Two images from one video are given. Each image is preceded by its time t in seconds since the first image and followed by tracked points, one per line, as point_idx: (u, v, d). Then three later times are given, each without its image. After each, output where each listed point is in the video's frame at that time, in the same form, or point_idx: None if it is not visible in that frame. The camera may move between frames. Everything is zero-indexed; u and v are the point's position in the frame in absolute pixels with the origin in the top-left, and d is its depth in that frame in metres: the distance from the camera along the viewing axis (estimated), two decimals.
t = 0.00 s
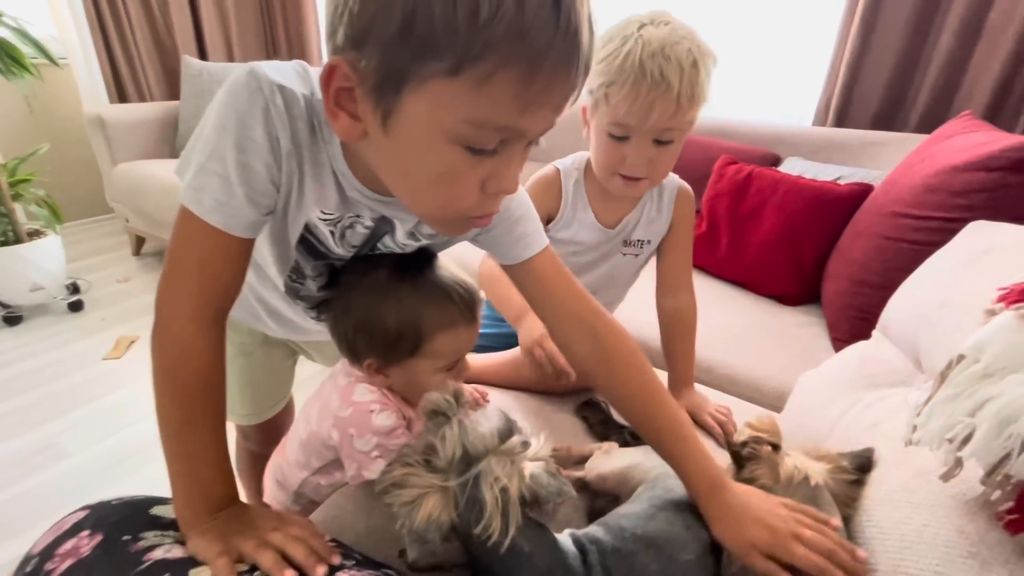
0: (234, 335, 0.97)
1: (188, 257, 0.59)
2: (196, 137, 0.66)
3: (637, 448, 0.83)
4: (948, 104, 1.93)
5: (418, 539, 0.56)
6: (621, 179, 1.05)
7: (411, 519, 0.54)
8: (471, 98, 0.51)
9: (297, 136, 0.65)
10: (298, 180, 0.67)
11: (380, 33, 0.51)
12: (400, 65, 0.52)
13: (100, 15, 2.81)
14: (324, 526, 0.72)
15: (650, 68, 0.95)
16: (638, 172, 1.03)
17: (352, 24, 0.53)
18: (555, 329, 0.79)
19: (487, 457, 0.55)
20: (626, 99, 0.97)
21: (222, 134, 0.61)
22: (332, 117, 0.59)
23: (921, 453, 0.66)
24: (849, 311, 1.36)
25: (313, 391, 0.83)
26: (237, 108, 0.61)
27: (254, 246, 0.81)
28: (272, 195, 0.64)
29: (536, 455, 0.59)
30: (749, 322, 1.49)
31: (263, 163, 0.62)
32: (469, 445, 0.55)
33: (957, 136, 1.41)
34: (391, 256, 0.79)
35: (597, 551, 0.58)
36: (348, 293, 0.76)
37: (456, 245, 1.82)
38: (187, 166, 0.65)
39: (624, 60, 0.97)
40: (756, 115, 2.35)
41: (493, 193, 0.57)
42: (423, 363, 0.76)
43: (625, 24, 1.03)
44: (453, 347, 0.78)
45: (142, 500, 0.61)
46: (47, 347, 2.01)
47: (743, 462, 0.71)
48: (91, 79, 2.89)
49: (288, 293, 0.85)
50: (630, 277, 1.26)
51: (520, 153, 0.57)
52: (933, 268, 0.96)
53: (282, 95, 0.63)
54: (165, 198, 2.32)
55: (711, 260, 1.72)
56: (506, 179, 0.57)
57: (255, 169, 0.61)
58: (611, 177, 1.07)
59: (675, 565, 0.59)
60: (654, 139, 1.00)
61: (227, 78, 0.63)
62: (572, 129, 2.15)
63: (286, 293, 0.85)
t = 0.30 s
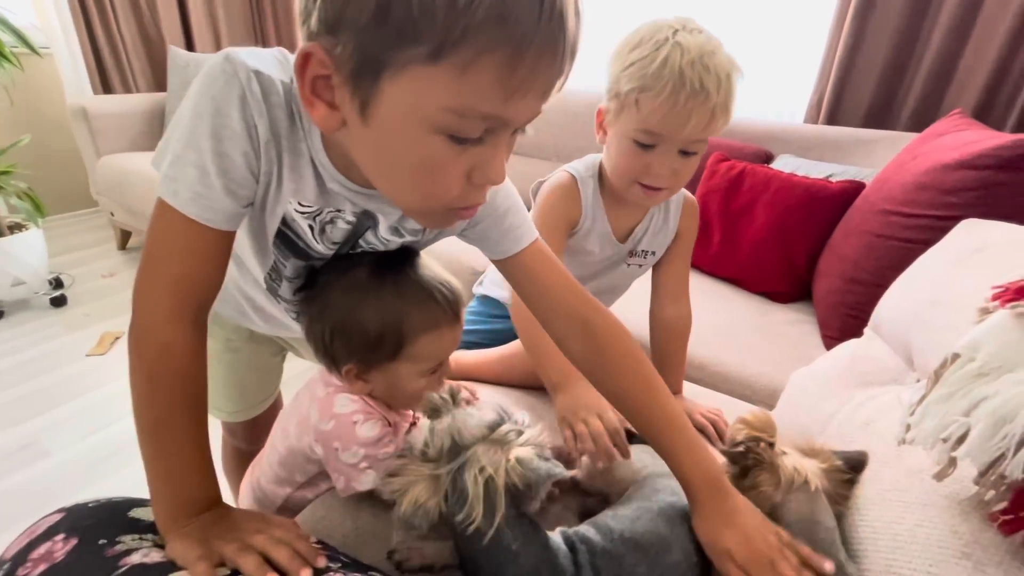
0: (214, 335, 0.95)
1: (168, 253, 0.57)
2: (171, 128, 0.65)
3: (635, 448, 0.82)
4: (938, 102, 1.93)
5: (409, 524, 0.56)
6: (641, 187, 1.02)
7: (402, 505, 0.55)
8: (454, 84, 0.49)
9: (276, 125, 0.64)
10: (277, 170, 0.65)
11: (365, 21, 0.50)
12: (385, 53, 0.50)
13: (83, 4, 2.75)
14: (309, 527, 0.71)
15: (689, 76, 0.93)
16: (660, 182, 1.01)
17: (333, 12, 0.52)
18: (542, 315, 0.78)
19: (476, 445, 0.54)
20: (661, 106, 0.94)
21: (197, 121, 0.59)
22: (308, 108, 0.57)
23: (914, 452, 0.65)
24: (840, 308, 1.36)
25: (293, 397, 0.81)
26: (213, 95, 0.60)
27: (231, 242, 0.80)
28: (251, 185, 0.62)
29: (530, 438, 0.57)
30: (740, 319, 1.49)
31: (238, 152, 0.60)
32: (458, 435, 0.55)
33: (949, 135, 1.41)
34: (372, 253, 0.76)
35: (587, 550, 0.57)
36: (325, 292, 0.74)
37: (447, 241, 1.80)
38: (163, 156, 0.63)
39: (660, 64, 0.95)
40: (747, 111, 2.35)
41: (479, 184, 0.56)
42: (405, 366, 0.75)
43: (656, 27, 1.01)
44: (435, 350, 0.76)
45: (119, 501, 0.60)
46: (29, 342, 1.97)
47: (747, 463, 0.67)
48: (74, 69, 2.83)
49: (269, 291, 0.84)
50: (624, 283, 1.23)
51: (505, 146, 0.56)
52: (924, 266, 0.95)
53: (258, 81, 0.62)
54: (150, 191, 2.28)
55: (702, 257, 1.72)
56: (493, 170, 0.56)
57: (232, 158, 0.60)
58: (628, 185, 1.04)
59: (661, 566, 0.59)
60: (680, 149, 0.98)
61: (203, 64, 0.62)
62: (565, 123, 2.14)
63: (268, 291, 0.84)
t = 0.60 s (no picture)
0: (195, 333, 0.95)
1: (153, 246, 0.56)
2: (147, 115, 0.64)
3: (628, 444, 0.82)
4: (930, 102, 1.94)
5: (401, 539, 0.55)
6: (660, 200, 1.01)
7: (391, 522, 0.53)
8: (428, 104, 0.49)
9: (252, 116, 0.62)
10: (254, 162, 0.64)
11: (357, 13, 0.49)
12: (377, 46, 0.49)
13: None
14: (300, 525, 0.71)
15: (719, 89, 0.91)
16: (679, 196, 0.99)
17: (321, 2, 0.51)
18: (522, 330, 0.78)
19: (460, 453, 0.53)
20: (687, 118, 0.92)
21: (170, 110, 0.59)
22: (280, 100, 0.56)
23: (906, 449, 0.66)
24: (833, 306, 1.37)
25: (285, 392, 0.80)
26: (187, 83, 0.59)
27: (213, 230, 0.80)
28: (227, 177, 0.62)
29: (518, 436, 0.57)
30: (733, 316, 1.49)
31: (213, 142, 0.59)
32: (439, 442, 0.54)
33: (942, 134, 1.41)
34: (355, 251, 0.75)
35: (583, 552, 0.57)
36: (308, 290, 0.73)
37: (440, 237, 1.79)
38: (139, 145, 0.62)
39: (690, 75, 0.92)
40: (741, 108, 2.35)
41: (451, 199, 0.55)
42: (388, 369, 0.74)
43: (685, 33, 0.98)
44: (420, 352, 0.75)
45: (104, 500, 0.59)
46: (16, 337, 1.95)
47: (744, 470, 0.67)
48: (61, 60, 2.79)
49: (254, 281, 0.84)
50: (625, 288, 1.22)
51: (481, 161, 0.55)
52: (915, 264, 0.95)
53: (234, 71, 0.61)
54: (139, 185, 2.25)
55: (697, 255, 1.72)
56: (465, 186, 0.55)
57: (207, 149, 0.59)
58: (647, 198, 1.01)
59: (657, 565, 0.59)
60: (703, 163, 0.96)
61: (178, 51, 0.61)
62: (559, 119, 2.13)
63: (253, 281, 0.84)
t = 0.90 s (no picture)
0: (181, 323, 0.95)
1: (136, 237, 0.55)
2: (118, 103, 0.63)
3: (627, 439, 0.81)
4: (926, 100, 1.94)
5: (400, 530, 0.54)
6: (660, 198, 1.00)
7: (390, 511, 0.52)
8: (378, 81, 0.47)
9: (222, 98, 0.61)
10: (226, 147, 0.63)
11: None
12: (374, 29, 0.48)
13: None
14: (293, 522, 0.70)
15: (724, 89, 0.91)
16: (678, 195, 0.98)
17: None
18: (496, 290, 0.76)
19: (460, 438, 0.52)
20: (690, 117, 0.91)
21: (137, 95, 0.58)
22: (235, 75, 0.54)
23: (906, 444, 0.65)
24: (829, 303, 1.36)
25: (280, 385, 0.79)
26: (153, 65, 0.58)
27: (191, 217, 0.79)
28: (200, 163, 0.60)
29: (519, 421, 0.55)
30: (730, 312, 1.49)
31: (182, 124, 0.58)
32: (438, 431, 0.53)
33: (938, 131, 1.41)
34: (339, 240, 0.74)
35: (585, 547, 0.57)
36: (299, 281, 0.72)
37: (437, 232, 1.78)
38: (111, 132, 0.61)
39: (694, 73, 0.92)
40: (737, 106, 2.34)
41: (415, 181, 0.53)
42: (384, 359, 0.73)
43: (693, 29, 0.97)
44: (415, 342, 0.74)
45: (93, 495, 0.58)
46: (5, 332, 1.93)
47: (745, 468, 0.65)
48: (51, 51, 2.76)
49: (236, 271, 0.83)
50: (623, 285, 1.21)
51: (444, 142, 0.52)
52: (913, 261, 0.95)
53: (200, 52, 0.59)
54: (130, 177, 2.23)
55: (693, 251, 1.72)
56: (428, 168, 0.52)
57: (179, 133, 0.58)
58: (644, 194, 1.01)
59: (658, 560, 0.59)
60: (704, 164, 0.96)
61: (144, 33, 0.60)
62: (556, 113, 2.12)
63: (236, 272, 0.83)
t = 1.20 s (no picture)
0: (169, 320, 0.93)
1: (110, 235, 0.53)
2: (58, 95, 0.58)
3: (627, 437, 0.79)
4: (921, 100, 1.95)
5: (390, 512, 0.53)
6: (646, 187, 0.99)
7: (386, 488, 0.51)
8: None
9: (176, 66, 0.59)
10: (190, 117, 0.62)
11: None
12: None
13: None
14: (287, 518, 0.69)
15: (701, 72, 0.90)
16: (665, 184, 0.98)
17: None
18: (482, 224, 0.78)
19: (467, 439, 0.50)
20: (670, 103, 0.91)
21: (83, 80, 0.54)
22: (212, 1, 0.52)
23: (903, 441, 0.65)
24: (825, 300, 1.36)
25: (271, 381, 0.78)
26: (91, 41, 0.54)
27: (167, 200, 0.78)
28: (165, 138, 0.58)
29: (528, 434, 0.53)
30: (725, 310, 1.49)
31: (141, 101, 0.55)
32: (450, 427, 0.51)
33: (934, 129, 1.42)
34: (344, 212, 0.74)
35: (579, 546, 0.57)
36: (297, 268, 0.70)
37: (432, 228, 1.77)
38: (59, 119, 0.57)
39: (671, 60, 0.91)
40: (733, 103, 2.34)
41: (407, 86, 0.52)
42: (386, 343, 0.72)
43: (669, 19, 0.97)
44: (414, 326, 0.73)
45: (83, 493, 0.58)
46: None
47: (746, 464, 0.62)
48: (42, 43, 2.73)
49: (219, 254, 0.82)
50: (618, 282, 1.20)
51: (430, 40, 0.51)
52: (909, 259, 0.95)
53: (140, 21, 0.56)
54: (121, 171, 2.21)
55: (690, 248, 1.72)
56: (418, 71, 0.51)
57: (137, 112, 0.55)
58: (633, 185, 1.00)
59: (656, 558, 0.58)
60: (689, 151, 0.95)
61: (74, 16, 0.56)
62: (552, 109, 2.11)
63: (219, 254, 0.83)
